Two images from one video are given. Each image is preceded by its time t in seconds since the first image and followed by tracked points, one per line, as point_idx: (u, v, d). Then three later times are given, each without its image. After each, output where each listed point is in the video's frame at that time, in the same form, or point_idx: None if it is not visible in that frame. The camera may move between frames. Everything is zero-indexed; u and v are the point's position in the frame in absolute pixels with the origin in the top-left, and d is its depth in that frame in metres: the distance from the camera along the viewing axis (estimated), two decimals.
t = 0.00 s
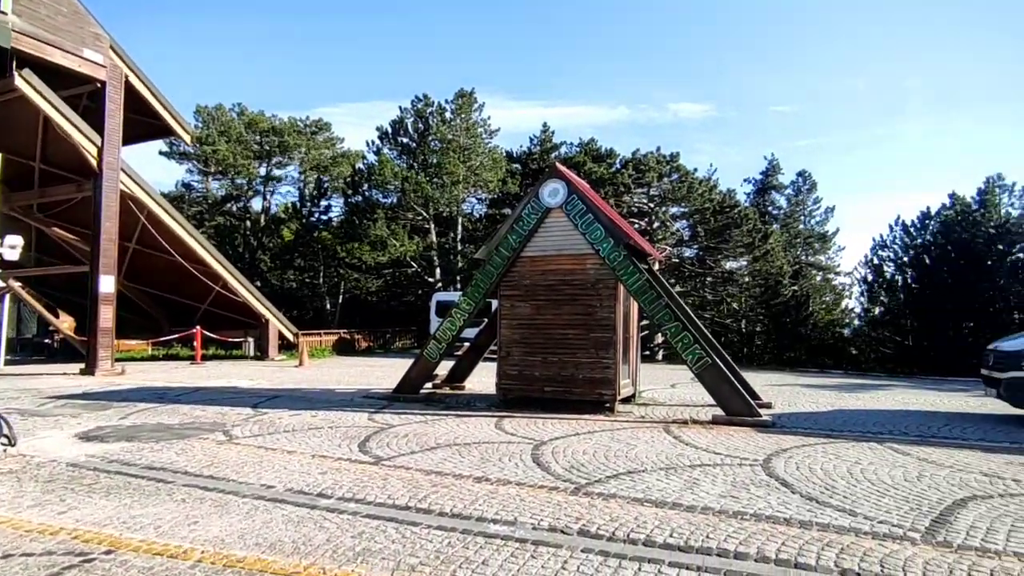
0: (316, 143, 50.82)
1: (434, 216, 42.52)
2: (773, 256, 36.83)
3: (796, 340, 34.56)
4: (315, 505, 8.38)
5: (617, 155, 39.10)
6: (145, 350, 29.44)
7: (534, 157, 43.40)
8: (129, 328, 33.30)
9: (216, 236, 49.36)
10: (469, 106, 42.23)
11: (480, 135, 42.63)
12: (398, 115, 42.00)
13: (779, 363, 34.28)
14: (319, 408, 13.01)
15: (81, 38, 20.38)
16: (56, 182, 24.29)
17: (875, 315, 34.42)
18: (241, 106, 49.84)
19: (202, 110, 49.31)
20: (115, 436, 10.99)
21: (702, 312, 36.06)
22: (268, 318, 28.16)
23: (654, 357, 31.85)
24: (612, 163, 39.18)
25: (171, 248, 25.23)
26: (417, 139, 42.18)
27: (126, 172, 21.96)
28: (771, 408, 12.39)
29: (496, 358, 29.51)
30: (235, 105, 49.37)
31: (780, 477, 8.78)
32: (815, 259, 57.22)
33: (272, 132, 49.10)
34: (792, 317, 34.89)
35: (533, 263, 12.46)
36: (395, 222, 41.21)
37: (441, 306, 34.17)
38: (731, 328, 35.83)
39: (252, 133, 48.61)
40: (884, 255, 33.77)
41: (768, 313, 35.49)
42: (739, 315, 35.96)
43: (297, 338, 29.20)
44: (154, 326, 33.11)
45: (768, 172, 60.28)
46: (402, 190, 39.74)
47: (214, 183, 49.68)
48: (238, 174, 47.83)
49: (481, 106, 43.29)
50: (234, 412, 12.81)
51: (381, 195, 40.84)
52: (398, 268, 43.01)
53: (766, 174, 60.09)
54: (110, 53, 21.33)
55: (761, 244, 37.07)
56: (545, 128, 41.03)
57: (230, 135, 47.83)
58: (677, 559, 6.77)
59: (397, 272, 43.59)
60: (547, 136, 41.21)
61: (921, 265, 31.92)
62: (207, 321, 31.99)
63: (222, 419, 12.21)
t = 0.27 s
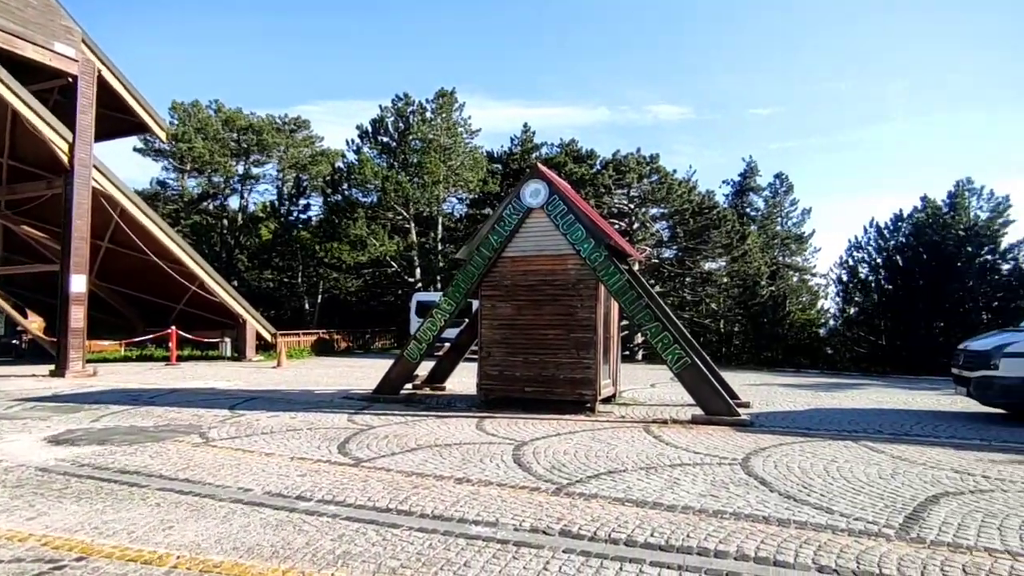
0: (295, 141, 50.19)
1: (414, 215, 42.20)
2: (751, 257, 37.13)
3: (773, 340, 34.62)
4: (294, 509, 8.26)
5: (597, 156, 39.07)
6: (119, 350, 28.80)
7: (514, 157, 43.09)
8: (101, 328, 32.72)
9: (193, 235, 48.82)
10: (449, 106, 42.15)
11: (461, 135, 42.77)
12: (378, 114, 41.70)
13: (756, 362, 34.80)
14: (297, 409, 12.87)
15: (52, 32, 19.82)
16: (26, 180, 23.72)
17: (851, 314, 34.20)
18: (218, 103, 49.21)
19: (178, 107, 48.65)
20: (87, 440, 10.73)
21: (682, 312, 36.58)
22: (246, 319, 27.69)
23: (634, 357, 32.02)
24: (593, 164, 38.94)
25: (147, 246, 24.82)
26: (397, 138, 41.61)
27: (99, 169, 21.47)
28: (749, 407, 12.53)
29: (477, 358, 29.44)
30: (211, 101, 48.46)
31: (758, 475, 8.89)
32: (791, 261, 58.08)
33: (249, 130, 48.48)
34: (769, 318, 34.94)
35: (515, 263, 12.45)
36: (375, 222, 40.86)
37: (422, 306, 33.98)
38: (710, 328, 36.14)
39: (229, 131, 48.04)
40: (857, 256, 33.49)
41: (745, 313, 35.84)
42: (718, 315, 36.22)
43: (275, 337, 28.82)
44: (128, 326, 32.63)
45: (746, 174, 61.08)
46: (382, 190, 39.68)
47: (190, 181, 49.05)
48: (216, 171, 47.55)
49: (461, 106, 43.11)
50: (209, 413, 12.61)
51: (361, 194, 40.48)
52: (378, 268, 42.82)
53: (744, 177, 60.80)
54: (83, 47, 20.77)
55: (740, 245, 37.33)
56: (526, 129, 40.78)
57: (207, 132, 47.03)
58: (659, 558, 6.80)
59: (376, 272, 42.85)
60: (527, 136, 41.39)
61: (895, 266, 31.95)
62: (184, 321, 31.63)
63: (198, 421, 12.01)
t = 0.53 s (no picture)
0: (276, 140, 49.37)
1: (397, 216, 42.05)
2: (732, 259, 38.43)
3: (753, 342, 35.46)
4: (274, 512, 8.14)
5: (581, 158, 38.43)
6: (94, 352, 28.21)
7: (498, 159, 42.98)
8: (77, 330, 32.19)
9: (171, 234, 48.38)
10: (432, 106, 42.25)
11: (444, 136, 42.52)
12: (361, 114, 41.43)
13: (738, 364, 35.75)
14: (278, 411, 12.74)
15: (26, 26, 19.34)
16: None
17: (830, 316, 34.36)
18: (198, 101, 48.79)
19: (157, 104, 48.08)
20: (61, 443, 10.50)
21: (664, 314, 37.57)
22: (226, 319, 27.28)
23: (616, 357, 32.20)
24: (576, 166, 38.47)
25: (121, 244, 24.38)
26: (380, 137, 41.59)
27: (73, 166, 21.08)
28: (731, 408, 12.65)
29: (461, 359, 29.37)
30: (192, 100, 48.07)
31: (739, 476, 8.97)
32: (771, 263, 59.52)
33: (230, 129, 48.14)
34: (751, 319, 35.71)
35: (499, 264, 12.45)
36: (358, 223, 40.51)
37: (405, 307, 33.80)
38: (692, 330, 37.34)
39: (210, 130, 47.75)
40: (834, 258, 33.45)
41: (726, 314, 36.95)
42: (699, 317, 37.72)
43: (256, 340, 28.71)
44: (104, 327, 32.19)
45: (727, 177, 61.70)
46: (364, 191, 38.92)
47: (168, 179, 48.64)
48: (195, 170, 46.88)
49: (445, 107, 43.30)
50: (189, 415, 12.44)
51: (344, 195, 40.04)
52: (360, 268, 42.95)
53: (725, 180, 61.44)
54: (57, 42, 20.30)
55: (721, 247, 37.80)
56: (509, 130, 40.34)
57: (186, 130, 46.72)
58: (641, 558, 6.82)
59: (358, 272, 43.33)
60: (510, 138, 41.38)
61: (872, 268, 31.99)
62: (161, 322, 31.16)
63: (176, 424, 11.83)
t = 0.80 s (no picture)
0: (260, 138, 48.70)
1: (383, 215, 41.69)
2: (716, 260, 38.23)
3: (737, 342, 35.06)
4: (257, 514, 8.02)
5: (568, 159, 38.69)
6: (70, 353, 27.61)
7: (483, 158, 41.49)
8: (53, 330, 31.64)
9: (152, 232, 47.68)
10: (420, 105, 41.64)
11: (431, 135, 42.18)
12: (346, 111, 40.95)
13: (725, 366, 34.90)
14: (261, 412, 12.59)
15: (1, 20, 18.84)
16: None
17: (812, 316, 34.60)
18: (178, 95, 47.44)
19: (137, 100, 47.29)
20: (37, 446, 10.26)
21: (649, 314, 37.68)
22: (209, 319, 26.91)
23: (602, 357, 32.27)
24: (563, 167, 38.56)
25: (98, 243, 23.80)
26: (365, 136, 40.59)
27: (48, 162, 20.62)
28: (714, 408, 12.74)
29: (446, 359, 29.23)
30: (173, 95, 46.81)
31: (723, 474, 9.05)
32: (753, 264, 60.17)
33: (213, 126, 47.04)
34: (735, 319, 35.29)
35: (485, 264, 12.44)
36: (343, 222, 40.34)
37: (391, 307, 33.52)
38: (676, 330, 37.21)
39: (191, 126, 46.58)
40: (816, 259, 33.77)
41: (710, 314, 36.57)
42: (684, 317, 37.41)
43: (237, 339, 28.25)
44: (81, 328, 31.60)
45: (712, 178, 62.24)
46: (349, 190, 38.62)
47: (148, 177, 47.82)
48: (176, 167, 46.01)
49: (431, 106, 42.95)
50: (170, 417, 12.24)
51: (329, 193, 39.60)
52: (345, 268, 41.57)
53: (709, 181, 62.08)
54: (33, 36, 19.83)
55: (705, 247, 37.93)
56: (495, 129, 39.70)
57: (168, 126, 45.63)
58: (626, 557, 6.83)
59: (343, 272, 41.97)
60: (497, 137, 41.17)
61: (853, 269, 32.42)
62: (139, 323, 30.66)
63: (156, 426, 11.61)
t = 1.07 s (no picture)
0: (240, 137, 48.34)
1: (364, 216, 41.39)
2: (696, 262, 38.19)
3: (717, 342, 35.36)
4: (235, 518, 7.90)
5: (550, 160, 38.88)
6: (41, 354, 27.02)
7: (466, 159, 40.06)
8: (24, 331, 30.98)
9: (127, 231, 46.91)
10: (401, 106, 41.97)
11: (413, 136, 42.49)
12: (327, 111, 40.79)
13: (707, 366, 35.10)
14: (240, 414, 12.42)
15: None
16: None
17: (790, 317, 34.90)
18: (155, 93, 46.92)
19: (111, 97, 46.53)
20: (7, 450, 10.02)
21: (631, 315, 37.89)
22: (186, 318, 26.28)
23: (584, 359, 32.35)
24: (545, 168, 38.72)
25: (72, 241, 23.30)
26: (347, 135, 40.94)
27: (20, 158, 20.19)
28: (695, 408, 12.83)
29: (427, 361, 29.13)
30: (149, 92, 46.25)
31: (704, 474, 9.12)
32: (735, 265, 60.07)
33: (191, 124, 46.46)
34: (715, 320, 35.51)
35: (467, 265, 12.42)
36: (323, 223, 39.85)
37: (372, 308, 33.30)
38: (658, 331, 37.42)
39: (169, 124, 46.19)
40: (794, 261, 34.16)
41: (691, 316, 36.60)
42: (666, 318, 37.48)
43: (217, 341, 27.54)
44: (52, 329, 30.93)
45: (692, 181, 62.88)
46: (331, 189, 38.56)
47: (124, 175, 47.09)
48: (154, 166, 45.36)
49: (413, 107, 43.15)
50: (146, 419, 12.03)
51: (310, 193, 39.24)
52: (325, 269, 40.78)
53: (691, 184, 62.43)
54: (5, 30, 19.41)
55: (686, 249, 38.30)
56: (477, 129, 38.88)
57: (144, 124, 45.09)
58: (607, 558, 6.84)
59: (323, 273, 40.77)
60: (479, 138, 41.13)
61: (830, 272, 32.74)
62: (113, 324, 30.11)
63: (132, 428, 11.41)
